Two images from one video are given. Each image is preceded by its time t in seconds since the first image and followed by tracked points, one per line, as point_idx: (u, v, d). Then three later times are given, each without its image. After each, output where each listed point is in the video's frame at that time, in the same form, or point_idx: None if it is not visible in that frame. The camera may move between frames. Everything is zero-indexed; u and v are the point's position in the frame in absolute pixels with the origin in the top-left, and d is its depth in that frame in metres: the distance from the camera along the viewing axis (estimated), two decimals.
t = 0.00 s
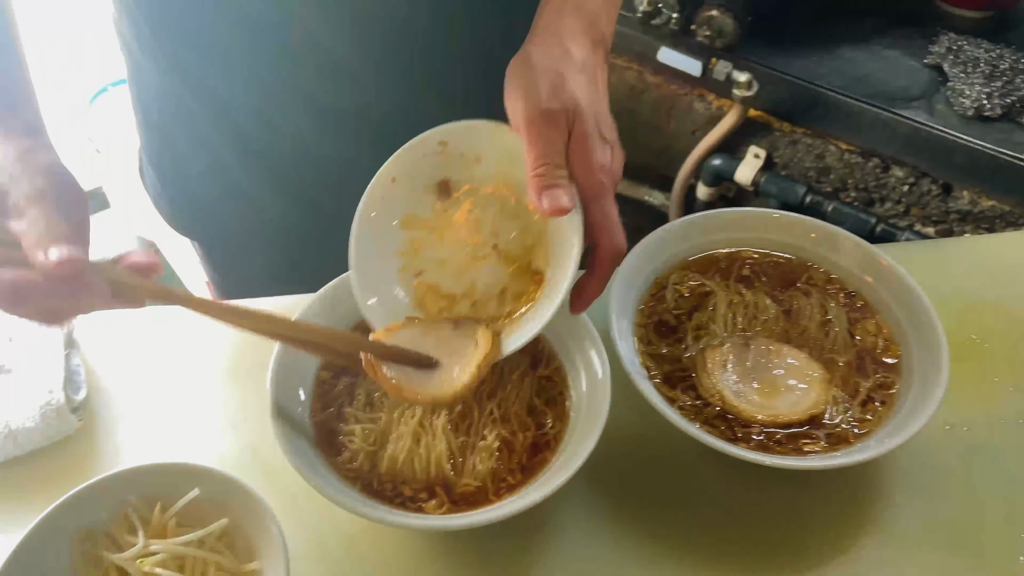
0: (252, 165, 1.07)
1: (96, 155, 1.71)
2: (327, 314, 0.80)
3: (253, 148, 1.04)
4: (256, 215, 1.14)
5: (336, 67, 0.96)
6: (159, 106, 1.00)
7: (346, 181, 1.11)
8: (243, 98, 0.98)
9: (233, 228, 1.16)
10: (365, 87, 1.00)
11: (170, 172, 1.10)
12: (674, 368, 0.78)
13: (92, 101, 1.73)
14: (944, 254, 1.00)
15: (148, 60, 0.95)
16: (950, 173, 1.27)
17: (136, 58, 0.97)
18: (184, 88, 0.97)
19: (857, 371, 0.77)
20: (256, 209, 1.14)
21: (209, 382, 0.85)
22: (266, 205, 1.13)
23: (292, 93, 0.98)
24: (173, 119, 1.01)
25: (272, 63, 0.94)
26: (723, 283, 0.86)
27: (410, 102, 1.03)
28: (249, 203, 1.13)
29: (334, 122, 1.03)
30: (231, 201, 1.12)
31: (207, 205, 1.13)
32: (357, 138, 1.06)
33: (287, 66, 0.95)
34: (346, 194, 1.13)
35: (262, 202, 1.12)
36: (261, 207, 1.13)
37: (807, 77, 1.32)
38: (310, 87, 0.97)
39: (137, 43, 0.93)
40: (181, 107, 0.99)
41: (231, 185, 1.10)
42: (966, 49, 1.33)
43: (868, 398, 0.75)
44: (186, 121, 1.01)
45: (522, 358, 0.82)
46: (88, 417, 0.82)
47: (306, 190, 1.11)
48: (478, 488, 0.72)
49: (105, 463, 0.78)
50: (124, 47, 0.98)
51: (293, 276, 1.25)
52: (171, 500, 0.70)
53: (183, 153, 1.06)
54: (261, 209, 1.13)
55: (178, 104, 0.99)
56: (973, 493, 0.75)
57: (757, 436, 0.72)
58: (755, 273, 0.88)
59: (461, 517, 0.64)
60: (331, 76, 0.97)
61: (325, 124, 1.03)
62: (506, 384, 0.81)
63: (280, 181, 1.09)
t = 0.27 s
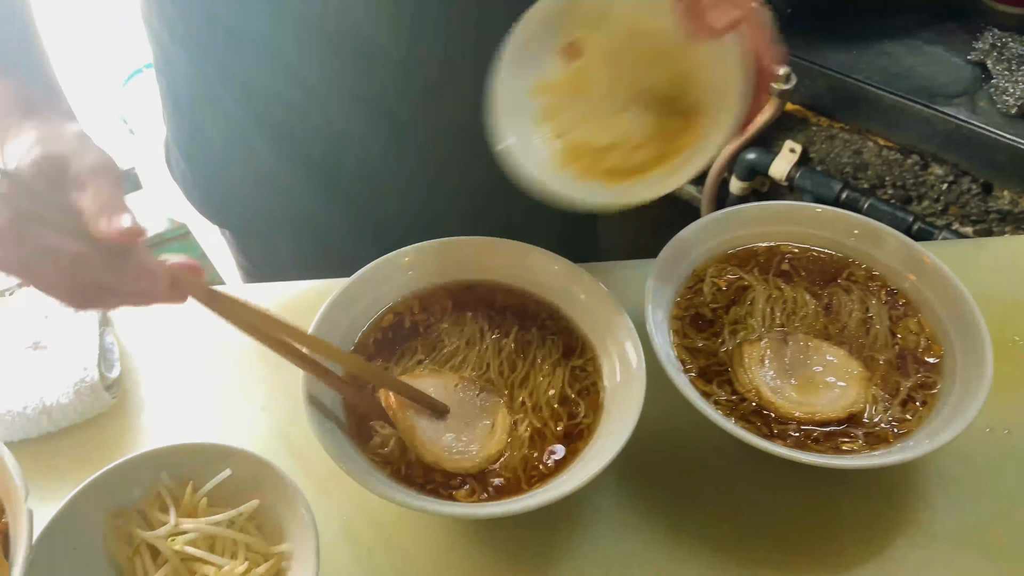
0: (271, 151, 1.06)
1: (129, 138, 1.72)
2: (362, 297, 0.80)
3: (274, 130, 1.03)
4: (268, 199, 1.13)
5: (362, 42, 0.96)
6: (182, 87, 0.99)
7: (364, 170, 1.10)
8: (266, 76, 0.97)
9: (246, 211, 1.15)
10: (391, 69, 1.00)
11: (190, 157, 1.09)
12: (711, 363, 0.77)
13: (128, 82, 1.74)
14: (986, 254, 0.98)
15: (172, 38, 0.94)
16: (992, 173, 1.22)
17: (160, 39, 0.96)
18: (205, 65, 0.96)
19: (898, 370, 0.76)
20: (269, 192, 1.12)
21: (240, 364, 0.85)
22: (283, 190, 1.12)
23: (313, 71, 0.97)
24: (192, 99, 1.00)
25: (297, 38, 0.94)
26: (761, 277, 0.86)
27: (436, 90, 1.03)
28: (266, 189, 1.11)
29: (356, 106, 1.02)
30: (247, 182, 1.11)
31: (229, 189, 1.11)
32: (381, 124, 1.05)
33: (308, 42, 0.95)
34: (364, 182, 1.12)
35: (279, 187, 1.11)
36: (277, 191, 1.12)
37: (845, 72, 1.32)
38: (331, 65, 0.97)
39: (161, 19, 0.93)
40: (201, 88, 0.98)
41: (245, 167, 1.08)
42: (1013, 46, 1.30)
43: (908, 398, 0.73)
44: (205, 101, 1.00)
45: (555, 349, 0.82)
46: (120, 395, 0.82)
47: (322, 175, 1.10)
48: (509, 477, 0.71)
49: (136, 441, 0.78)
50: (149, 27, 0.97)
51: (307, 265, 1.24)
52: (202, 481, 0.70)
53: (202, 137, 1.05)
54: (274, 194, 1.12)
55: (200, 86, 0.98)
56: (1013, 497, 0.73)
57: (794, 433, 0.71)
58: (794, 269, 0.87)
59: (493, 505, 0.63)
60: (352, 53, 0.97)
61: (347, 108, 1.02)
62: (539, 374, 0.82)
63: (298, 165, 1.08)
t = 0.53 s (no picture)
0: (319, 144, 1.02)
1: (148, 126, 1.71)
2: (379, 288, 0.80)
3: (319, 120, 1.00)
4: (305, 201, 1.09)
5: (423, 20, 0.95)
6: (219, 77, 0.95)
7: (415, 167, 1.07)
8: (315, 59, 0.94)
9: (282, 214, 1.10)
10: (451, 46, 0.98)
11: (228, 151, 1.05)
12: (728, 362, 0.77)
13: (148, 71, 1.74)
14: (1009, 255, 0.96)
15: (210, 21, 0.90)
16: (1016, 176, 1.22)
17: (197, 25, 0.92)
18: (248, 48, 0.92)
19: (917, 372, 0.75)
20: (305, 195, 1.08)
21: (257, 356, 0.85)
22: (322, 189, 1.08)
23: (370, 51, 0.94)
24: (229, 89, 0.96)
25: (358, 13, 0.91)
26: (780, 277, 0.85)
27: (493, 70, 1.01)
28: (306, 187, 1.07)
29: (417, 89, 0.99)
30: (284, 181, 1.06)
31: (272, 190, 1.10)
32: (438, 110, 1.02)
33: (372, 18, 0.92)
34: (416, 180, 1.08)
35: (318, 185, 1.07)
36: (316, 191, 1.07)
37: (869, 69, 1.29)
38: (389, 41, 0.94)
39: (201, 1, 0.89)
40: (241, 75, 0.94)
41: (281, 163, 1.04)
42: None
43: (927, 401, 0.73)
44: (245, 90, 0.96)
45: (571, 346, 0.82)
46: (136, 385, 0.82)
47: (368, 172, 1.06)
48: (524, 474, 0.71)
49: (153, 431, 0.78)
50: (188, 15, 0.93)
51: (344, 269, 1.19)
52: (218, 472, 0.70)
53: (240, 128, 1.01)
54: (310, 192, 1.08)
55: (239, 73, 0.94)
56: None
57: (811, 434, 0.70)
58: (813, 268, 0.86)
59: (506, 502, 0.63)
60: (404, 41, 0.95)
61: (404, 91, 0.99)
62: (556, 369, 0.81)
63: (342, 161, 1.04)
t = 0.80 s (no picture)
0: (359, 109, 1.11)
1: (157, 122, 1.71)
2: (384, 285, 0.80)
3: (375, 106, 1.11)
4: (350, 156, 1.17)
5: (469, 17, 1.02)
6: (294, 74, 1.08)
7: (450, 130, 1.14)
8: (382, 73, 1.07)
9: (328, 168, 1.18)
10: (485, 22, 1.03)
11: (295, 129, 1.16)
12: (732, 363, 0.76)
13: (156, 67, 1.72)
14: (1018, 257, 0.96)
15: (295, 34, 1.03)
16: None
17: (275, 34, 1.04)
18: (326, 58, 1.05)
19: (923, 374, 0.75)
20: (351, 149, 1.16)
21: (261, 351, 0.86)
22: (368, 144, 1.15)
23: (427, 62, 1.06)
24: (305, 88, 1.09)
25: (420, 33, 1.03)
26: (786, 277, 0.84)
27: (525, 44, 1.06)
28: (352, 142, 1.15)
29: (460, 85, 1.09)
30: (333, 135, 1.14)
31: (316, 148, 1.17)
32: (474, 84, 1.09)
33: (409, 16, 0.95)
34: (450, 141, 1.15)
35: (362, 141, 1.15)
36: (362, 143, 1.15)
37: (878, 68, 1.28)
38: (441, 52, 1.05)
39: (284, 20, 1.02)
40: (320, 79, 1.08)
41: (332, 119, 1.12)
42: None
43: (933, 403, 0.72)
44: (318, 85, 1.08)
45: (577, 343, 0.81)
46: (141, 381, 0.82)
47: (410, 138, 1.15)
48: (528, 472, 0.71)
49: (157, 426, 0.79)
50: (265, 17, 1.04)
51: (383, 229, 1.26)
52: (221, 467, 0.70)
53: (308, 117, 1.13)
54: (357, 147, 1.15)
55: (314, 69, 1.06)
56: None
57: (815, 436, 0.70)
58: (819, 269, 0.86)
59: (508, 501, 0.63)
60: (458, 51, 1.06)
61: (450, 87, 1.09)
62: (562, 366, 0.80)
63: (385, 122, 1.13)
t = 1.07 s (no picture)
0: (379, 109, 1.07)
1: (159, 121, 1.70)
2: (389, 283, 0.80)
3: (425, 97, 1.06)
4: (374, 149, 1.11)
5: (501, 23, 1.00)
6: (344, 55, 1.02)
7: (495, 130, 1.10)
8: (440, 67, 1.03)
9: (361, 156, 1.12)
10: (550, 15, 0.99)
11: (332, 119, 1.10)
12: (736, 362, 0.76)
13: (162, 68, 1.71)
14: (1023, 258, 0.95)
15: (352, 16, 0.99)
16: None
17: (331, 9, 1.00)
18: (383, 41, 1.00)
19: (927, 375, 0.75)
20: (375, 139, 1.10)
21: (266, 350, 0.86)
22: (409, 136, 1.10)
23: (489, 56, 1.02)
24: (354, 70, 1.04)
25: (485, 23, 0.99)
26: (790, 277, 0.84)
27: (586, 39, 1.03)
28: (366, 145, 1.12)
29: (513, 82, 1.05)
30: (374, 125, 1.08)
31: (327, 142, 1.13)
32: (531, 80, 1.05)
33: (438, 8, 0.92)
34: (493, 139, 1.11)
35: (403, 133, 1.09)
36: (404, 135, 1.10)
37: (884, 68, 1.27)
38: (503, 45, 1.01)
39: None
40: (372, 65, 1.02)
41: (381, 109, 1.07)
42: None
43: (937, 403, 0.72)
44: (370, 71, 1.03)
45: (581, 341, 0.81)
46: (145, 378, 0.83)
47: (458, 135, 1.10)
48: (532, 471, 0.71)
49: (161, 424, 0.79)
50: None
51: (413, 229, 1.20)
52: (225, 465, 0.70)
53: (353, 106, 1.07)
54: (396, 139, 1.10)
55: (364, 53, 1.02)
56: None
57: (819, 436, 0.70)
58: (824, 269, 0.86)
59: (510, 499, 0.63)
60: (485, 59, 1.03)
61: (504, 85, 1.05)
62: (566, 366, 0.80)
63: (417, 114, 1.07)
